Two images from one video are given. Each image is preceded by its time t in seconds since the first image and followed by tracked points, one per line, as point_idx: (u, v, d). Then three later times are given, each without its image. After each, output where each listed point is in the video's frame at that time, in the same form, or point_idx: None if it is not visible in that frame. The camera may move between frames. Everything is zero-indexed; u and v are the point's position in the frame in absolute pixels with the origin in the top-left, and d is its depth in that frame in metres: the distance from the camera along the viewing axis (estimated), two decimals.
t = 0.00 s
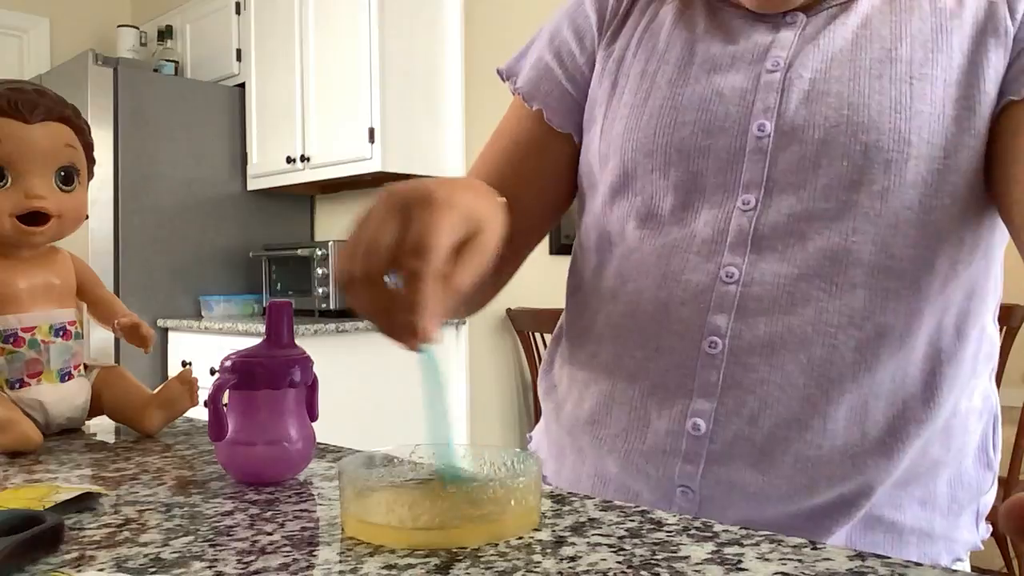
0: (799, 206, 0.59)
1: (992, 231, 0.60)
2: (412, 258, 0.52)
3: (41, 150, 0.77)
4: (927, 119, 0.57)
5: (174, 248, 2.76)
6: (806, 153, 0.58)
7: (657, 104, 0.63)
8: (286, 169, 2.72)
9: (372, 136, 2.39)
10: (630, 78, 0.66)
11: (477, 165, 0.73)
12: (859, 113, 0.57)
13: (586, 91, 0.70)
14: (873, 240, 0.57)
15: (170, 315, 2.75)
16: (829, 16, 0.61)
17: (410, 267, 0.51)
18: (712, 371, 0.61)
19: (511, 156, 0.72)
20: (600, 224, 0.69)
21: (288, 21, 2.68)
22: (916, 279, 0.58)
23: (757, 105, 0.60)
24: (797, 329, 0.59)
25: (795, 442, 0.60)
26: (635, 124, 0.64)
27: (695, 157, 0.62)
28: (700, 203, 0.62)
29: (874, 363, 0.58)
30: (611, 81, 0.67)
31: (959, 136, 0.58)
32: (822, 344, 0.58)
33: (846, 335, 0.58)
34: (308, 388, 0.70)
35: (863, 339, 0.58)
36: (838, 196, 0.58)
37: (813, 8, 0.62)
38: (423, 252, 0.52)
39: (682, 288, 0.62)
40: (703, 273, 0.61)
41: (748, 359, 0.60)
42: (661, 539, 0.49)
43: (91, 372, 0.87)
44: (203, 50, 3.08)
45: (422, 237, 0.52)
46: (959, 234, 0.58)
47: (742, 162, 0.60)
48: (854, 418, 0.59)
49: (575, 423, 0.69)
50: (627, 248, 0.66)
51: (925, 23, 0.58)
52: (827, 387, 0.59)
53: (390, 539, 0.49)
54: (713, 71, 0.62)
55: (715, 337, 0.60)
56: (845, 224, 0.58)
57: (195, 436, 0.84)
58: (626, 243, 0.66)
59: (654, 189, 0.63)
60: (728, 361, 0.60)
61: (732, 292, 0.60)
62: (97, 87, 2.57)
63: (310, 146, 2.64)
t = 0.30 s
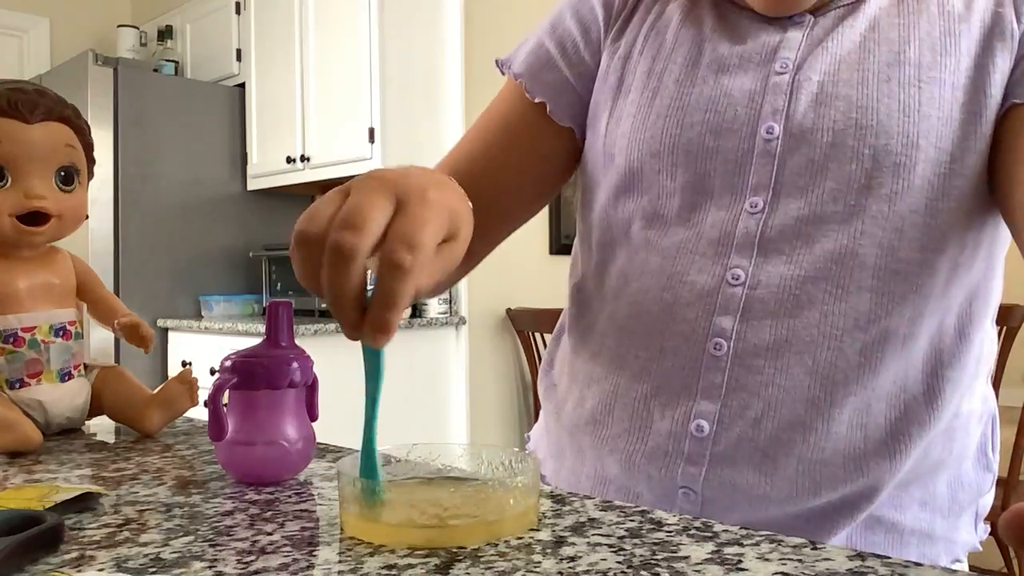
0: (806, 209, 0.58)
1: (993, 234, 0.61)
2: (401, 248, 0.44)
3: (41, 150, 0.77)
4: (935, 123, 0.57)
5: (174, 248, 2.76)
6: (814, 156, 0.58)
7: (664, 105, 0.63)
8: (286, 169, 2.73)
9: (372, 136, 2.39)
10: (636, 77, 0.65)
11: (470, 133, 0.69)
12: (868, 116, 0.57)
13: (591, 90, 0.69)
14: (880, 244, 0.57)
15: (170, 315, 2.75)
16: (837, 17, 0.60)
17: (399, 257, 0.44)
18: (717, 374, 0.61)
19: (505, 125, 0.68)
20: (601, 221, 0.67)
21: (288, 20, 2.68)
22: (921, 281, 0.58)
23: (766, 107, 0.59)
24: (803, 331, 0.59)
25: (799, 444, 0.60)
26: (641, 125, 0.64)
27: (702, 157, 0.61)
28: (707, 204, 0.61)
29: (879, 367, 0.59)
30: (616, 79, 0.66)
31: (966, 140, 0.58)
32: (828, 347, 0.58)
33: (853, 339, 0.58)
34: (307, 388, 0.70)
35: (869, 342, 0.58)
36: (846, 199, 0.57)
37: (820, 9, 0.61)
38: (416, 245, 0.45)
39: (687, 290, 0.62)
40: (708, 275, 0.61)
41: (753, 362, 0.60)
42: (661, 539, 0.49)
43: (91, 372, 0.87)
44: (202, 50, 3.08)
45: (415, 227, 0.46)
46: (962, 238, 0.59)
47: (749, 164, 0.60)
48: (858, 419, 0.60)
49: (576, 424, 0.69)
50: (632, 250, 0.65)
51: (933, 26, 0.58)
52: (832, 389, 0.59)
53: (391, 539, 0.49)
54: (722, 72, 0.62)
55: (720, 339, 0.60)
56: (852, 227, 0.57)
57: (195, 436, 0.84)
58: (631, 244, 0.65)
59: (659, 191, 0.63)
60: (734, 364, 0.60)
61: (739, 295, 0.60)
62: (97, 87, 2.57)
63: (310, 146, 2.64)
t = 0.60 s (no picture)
0: (810, 211, 0.58)
1: (996, 237, 0.61)
2: (424, 263, 0.44)
3: (42, 150, 0.77)
4: (940, 125, 0.57)
5: (174, 248, 2.75)
6: (818, 158, 0.58)
7: (667, 105, 0.63)
8: (286, 169, 2.73)
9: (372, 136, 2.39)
10: (640, 78, 0.65)
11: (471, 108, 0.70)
12: (872, 118, 0.57)
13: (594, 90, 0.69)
14: (884, 246, 0.57)
15: (170, 315, 2.75)
16: (842, 19, 0.61)
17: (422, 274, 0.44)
18: (719, 375, 0.61)
19: (504, 100, 0.69)
20: (602, 221, 0.67)
21: (288, 20, 2.68)
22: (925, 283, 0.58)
23: (770, 107, 0.59)
24: (805, 333, 0.59)
25: (802, 446, 0.60)
26: (644, 126, 0.63)
27: (706, 157, 0.61)
28: (710, 204, 0.61)
29: (882, 369, 0.59)
30: (620, 79, 0.66)
31: (970, 142, 0.58)
32: (831, 349, 0.58)
33: (856, 341, 0.58)
34: (307, 388, 0.70)
35: (873, 345, 0.58)
36: (849, 201, 0.57)
37: (825, 10, 0.62)
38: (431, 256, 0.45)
39: (690, 291, 0.61)
40: (711, 276, 0.61)
41: (755, 364, 0.60)
42: (661, 539, 0.49)
43: (91, 372, 0.87)
44: (202, 50, 3.08)
45: (422, 235, 0.45)
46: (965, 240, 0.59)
47: (753, 164, 0.60)
48: (861, 421, 0.60)
49: (576, 425, 0.69)
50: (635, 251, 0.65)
51: (938, 28, 0.58)
52: (834, 391, 0.59)
53: (391, 539, 0.49)
54: (726, 73, 0.62)
55: (723, 340, 0.60)
56: (856, 228, 0.57)
57: (195, 436, 0.84)
58: (633, 244, 0.65)
59: (662, 191, 0.63)
60: (737, 365, 0.60)
61: (742, 296, 0.60)
62: (98, 87, 2.57)
63: (310, 146, 2.63)
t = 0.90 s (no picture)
0: (815, 213, 0.58)
1: (999, 240, 0.61)
2: (376, 237, 0.39)
3: (41, 150, 0.77)
4: (946, 129, 0.57)
5: (174, 248, 2.76)
6: (825, 159, 0.58)
7: (673, 105, 0.62)
8: (286, 168, 2.73)
9: (372, 136, 2.39)
10: (644, 79, 0.65)
11: (476, 113, 0.67)
12: (878, 121, 0.57)
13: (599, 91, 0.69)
14: (888, 248, 0.57)
15: (170, 315, 2.75)
16: (848, 21, 0.61)
17: (375, 249, 0.39)
18: (723, 376, 0.61)
19: (512, 103, 0.67)
20: (606, 222, 0.67)
21: (288, 20, 2.68)
22: (927, 284, 0.58)
23: (777, 109, 0.59)
24: (808, 334, 0.59)
25: (805, 446, 0.60)
26: (648, 127, 0.63)
27: (712, 158, 0.61)
28: (715, 205, 0.61)
29: (885, 371, 0.59)
30: (624, 79, 0.66)
31: (975, 146, 0.58)
32: (835, 351, 0.58)
33: (862, 343, 0.58)
34: (307, 388, 0.70)
35: (878, 348, 0.58)
36: (855, 202, 0.57)
37: (829, 13, 0.62)
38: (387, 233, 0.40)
39: (695, 291, 0.61)
40: (715, 277, 0.61)
41: (759, 365, 0.60)
42: (662, 539, 0.49)
43: (91, 371, 0.87)
44: (202, 50, 3.08)
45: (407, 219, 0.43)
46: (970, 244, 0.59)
47: (760, 166, 0.60)
48: (864, 423, 0.60)
49: (578, 425, 0.69)
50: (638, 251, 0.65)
51: (944, 31, 0.58)
52: (838, 392, 0.59)
53: (391, 539, 0.49)
54: (733, 75, 0.62)
55: (728, 341, 0.60)
56: (861, 230, 0.57)
57: (195, 436, 0.84)
58: (637, 244, 0.65)
59: (667, 192, 0.63)
60: (742, 366, 0.60)
61: (747, 297, 0.60)
62: (98, 87, 2.57)
63: (310, 146, 2.64)
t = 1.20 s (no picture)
0: (817, 213, 0.58)
1: (1001, 239, 0.61)
2: (340, 246, 0.41)
3: (41, 150, 0.77)
4: (947, 129, 0.57)
5: (174, 248, 2.76)
6: (826, 160, 0.58)
7: (674, 107, 0.62)
8: (286, 168, 2.73)
9: (372, 136, 2.39)
10: (645, 80, 0.65)
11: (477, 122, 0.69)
12: (879, 122, 0.57)
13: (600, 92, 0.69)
14: (889, 249, 0.57)
15: (170, 315, 2.75)
16: (848, 22, 0.61)
17: (355, 257, 0.41)
18: (725, 377, 0.60)
19: (513, 107, 0.68)
20: (608, 223, 0.67)
21: (288, 20, 2.68)
22: (929, 285, 0.58)
23: (778, 110, 0.59)
24: (810, 335, 0.59)
25: (806, 446, 0.60)
26: (649, 128, 0.63)
27: (713, 160, 0.61)
28: (717, 206, 0.61)
29: (887, 371, 0.59)
30: (626, 81, 0.66)
31: (976, 146, 0.58)
32: (836, 351, 0.58)
33: (863, 344, 0.58)
34: (307, 388, 0.70)
35: (880, 349, 0.58)
36: (856, 203, 0.57)
37: (830, 14, 0.62)
38: (370, 244, 0.43)
39: (698, 293, 0.61)
40: (717, 277, 0.61)
41: (761, 366, 0.60)
42: (661, 539, 0.49)
43: (91, 372, 0.87)
44: (202, 50, 3.08)
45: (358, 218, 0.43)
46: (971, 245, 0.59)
47: (761, 167, 0.60)
48: (865, 423, 0.60)
49: (581, 426, 0.69)
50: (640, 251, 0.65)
51: (944, 31, 0.58)
52: (840, 393, 0.59)
53: (393, 539, 0.49)
54: (734, 76, 0.62)
55: (731, 343, 0.60)
56: (863, 230, 0.57)
57: (195, 436, 0.84)
58: (639, 245, 0.65)
59: (669, 193, 0.63)
60: (745, 367, 0.60)
61: (749, 298, 0.60)
62: (98, 87, 2.57)
63: (310, 146, 2.64)
